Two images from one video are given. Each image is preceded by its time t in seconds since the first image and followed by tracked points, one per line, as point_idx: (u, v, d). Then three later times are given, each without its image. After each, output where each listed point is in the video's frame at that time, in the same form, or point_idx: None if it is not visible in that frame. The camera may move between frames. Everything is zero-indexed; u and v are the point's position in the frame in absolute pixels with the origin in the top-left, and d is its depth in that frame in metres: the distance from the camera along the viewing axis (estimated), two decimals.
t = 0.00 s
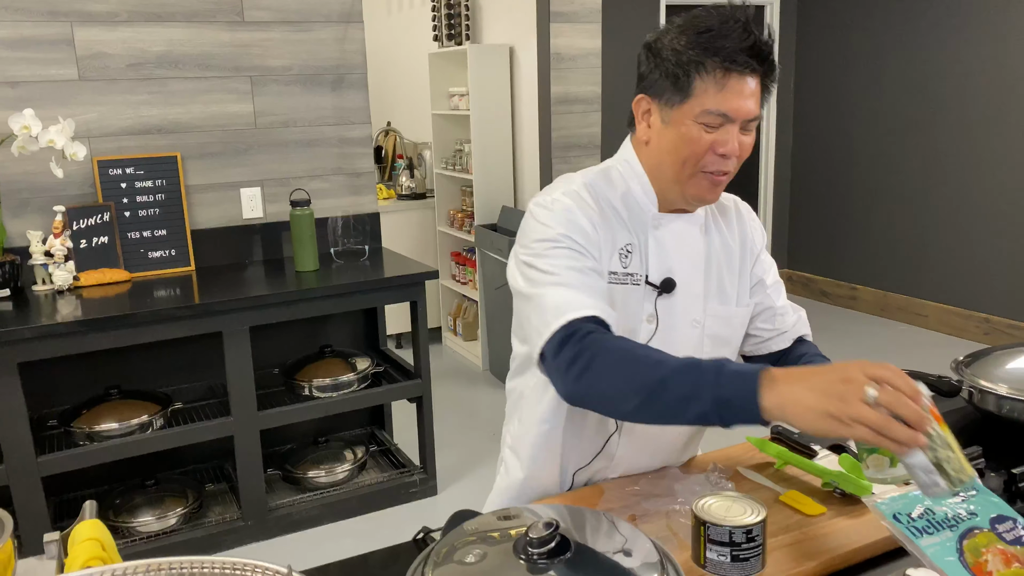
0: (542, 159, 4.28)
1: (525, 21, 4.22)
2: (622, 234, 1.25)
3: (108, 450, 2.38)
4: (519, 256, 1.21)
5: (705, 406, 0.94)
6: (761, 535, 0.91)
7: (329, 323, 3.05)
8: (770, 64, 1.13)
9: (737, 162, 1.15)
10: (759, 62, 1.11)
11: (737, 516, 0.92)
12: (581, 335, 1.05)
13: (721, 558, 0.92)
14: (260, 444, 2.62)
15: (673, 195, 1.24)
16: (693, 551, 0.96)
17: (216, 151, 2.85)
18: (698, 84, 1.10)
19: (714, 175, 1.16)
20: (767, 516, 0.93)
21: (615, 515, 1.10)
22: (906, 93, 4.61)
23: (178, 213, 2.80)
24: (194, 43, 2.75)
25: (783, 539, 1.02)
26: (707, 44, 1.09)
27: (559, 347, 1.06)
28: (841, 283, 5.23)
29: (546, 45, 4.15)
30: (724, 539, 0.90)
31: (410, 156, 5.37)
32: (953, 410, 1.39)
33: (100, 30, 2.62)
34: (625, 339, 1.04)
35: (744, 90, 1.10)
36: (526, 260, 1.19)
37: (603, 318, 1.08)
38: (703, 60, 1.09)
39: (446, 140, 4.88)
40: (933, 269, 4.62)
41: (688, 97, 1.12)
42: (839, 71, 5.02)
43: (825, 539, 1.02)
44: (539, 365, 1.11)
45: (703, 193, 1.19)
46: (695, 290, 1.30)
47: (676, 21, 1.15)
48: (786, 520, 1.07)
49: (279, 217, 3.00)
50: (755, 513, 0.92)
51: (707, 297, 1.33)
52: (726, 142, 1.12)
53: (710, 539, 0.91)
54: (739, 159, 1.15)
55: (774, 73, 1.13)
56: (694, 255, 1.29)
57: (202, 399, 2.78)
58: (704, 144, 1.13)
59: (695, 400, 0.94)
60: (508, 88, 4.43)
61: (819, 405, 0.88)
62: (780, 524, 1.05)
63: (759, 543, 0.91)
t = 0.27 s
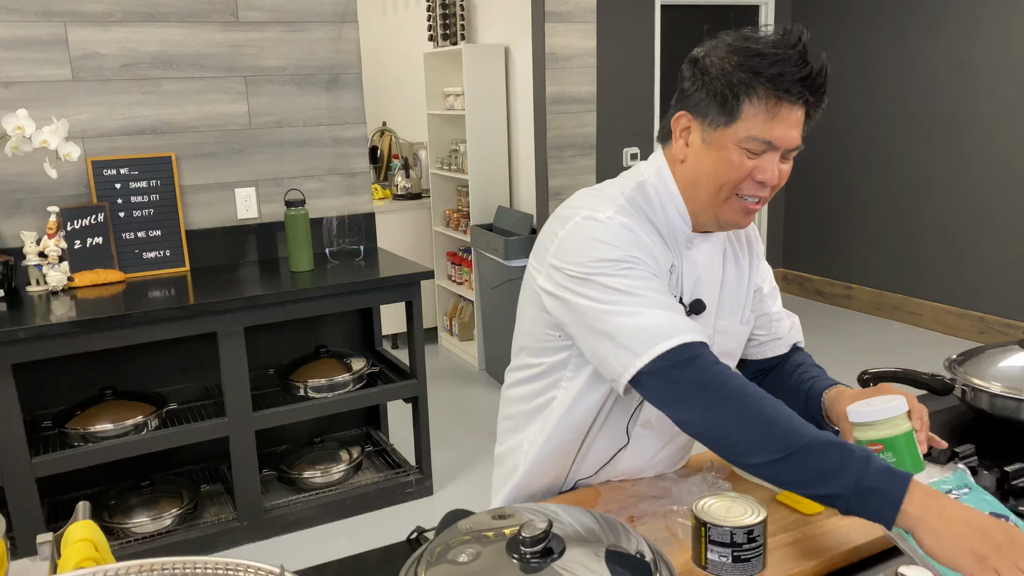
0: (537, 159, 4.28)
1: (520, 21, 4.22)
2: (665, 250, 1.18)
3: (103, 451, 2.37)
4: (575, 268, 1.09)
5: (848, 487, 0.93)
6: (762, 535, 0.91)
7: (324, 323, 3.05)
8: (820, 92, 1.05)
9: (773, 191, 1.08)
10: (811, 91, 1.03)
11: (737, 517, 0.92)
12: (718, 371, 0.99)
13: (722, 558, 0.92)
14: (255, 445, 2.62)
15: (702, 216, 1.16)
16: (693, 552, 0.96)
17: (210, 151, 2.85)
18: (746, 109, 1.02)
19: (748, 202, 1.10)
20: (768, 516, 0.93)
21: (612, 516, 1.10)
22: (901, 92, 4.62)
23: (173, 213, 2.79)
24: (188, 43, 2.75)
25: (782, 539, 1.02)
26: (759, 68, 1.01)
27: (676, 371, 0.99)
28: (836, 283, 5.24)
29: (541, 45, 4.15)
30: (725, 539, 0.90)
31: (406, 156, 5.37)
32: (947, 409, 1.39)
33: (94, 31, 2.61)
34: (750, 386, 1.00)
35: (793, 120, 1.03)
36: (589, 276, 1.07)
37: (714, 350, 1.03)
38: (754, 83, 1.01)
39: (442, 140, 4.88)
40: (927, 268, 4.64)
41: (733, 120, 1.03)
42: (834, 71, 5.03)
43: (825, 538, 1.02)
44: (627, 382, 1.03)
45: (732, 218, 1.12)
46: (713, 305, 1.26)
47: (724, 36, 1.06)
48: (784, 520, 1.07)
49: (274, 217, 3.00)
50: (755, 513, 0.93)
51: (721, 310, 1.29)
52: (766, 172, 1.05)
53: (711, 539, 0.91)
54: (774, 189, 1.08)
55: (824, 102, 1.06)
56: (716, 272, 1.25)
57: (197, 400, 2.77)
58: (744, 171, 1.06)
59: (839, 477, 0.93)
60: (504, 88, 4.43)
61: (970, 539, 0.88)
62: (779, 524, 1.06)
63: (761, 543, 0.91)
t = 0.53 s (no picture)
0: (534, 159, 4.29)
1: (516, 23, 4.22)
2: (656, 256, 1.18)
3: (99, 453, 2.37)
4: (564, 271, 1.09)
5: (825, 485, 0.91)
6: (760, 536, 0.91)
7: (321, 324, 3.04)
8: (814, 95, 1.06)
9: (767, 194, 1.08)
10: (804, 94, 1.04)
11: (734, 518, 0.92)
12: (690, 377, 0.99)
13: (720, 560, 0.92)
14: (252, 446, 2.62)
15: (696, 220, 1.16)
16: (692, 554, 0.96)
17: (207, 152, 2.84)
18: (740, 111, 1.02)
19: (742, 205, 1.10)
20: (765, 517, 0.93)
21: (610, 518, 1.10)
22: (897, 93, 4.63)
23: (170, 214, 2.79)
24: (185, 44, 2.75)
25: (780, 540, 1.02)
26: (753, 71, 1.01)
27: (656, 377, 1.00)
28: (833, 283, 5.25)
29: (538, 46, 4.16)
30: (723, 541, 0.91)
31: (403, 157, 5.37)
32: (944, 409, 1.39)
33: (90, 32, 2.61)
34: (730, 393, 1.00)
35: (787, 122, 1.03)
36: (575, 280, 1.08)
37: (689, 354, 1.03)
38: (748, 87, 1.01)
39: (439, 141, 4.88)
40: (924, 269, 4.65)
41: (727, 122, 1.03)
42: (831, 72, 5.04)
43: (822, 539, 1.02)
44: (604, 388, 1.04)
45: (727, 222, 1.12)
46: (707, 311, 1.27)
47: (719, 40, 1.06)
48: (781, 521, 1.07)
49: (270, 218, 2.99)
50: (752, 514, 0.93)
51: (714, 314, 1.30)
52: (761, 174, 1.05)
53: (708, 541, 0.92)
54: (768, 191, 1.08)
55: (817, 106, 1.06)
56: (710, 275, 1.25)
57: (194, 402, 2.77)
58: (739, 173, 1.06)
59: (812, 475, 0.92)
60: (500, 89, 4.43)
61: (938, 531, 0.85)
62: (777, 525, 1.06)
63: (758, 545, 0.92)
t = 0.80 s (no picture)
0: (533, 160, 4.29)
1: (515, 23, 4.22)
2: (619, 250, 1.19)
3: (97, 454, 2.36)
4: (518, 268, 1.15)
5: (715, 489, 0.92)
6: (761, 537, 0.92)
7: (320, 325, 3.04)
8: (776, 74, 1.06)
9: (737, 174, 1.08)
10: (765, 72, 1.04)
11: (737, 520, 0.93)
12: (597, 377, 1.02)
13: (722, 562, 0.92)
14: (251, 447, 2.61)
15: (670, 207, 1.17)
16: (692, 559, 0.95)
17: (206, 153, 2.84)
18: (698, 91, 1.03)
19: (714, 187, 1.09)
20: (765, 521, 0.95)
21: (610, 520, 1.10)
22: (895, 94, 4.64)
23: (168, 215, 2.78)
24: (183, 45, 2.74)
25: (782, 542, 1.02)
26: (710, 47, 1.02)
27: (569, 382, 1.03)
28: (831, 284, 5.26)
29: (536, 47, 4.16)
30: (726, 542, 0.91)
31: (401, 157, 5.37)
32: (944, 410, 1.39)
33: (88, 32, 2.60)
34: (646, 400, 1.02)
35: (750, 97, 1.04)
36: (523, 278, 1.13)
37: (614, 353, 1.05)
38: (703, 65, 1.02)
39: (437, 142, 4.88)
40: (922, 269, 4.65)
41: (687, 103, 1.05)
42: (829, 72, 5.05)
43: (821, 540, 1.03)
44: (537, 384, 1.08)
45: (699, 206, 1.12)
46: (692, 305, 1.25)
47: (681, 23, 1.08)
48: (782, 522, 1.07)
49: (269, 219, 2.99)
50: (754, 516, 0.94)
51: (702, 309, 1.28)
52: (727, 153, 1.05)
53: (711, 543, 0.92)
54: (740, 171, 1.08)
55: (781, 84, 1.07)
56: (692, 267, 1.24)
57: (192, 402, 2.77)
58: (704, 153, 1.06)
59: (706, 478, 0.93)
60: (499, 90, 4.43)
61: (826, 516, 0.88)
62: (777, 527, 1.05)
63: (760, 546, 0.92)
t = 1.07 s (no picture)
0: (533, 161, 4.29)
1: (515, 25, 4.22)
2: (586, 239, 1.29)
3: (96, 455, 2.36)
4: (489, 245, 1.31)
5: (567, 406, 0.97)
6: (763, 540, 0.91)
7: (319, 327, 3.04)
8: (746, 54, 1.13)
9: (706, 150, 1.14)
10: (732, 52, 1.11)
11: (737, 523, 0.92)
12: (478, 345, 1.10)
13: (723, 564, 0.91)
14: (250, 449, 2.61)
15: (645, 186, 1.23)
16: (693, 557, 0.96)
17: (205, 154, 2.84)
18: (665, 67, 1.12)
19: (683, 164, 1.15)
20: (768, 521, 0.93)
21: (610, 522, 1.10)
22: (894, 96, 4.65)
23: (168, 216, 2.78)
24: (183, 46, 2.74)
25: (782, 544, 1.02)
26: (678, 28, 1.12)
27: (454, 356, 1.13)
28: (831, 286, 5.26)
29: (536, 48, 4.16)
30: (726, 545, 0.90)
31: (401, 159, 5.37)
32: (943, 412, 1.39)
33: (88, 33, 2.60)
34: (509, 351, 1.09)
35: (718, 73, 1.11)
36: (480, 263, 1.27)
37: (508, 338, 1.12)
38: (670, 44, 1.12)
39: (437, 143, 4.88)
40: (922, 271, 4.65)
41: (656, 80, 1.14)
42: (827, 74, 5.06)
43: (823, 542, 1.02)
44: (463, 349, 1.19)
45: (669, 183, 1.17)
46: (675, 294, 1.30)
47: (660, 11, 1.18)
48: (784, 524, 1.07)
49: (268, 220, 2.99)
50: (755, 519, 0.93)
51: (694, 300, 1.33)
52: (690, 126, 1.12)
53: (711, 545, 0.91)
54: (709, 148, 1.14)
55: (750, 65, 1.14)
56: (674, 258, 1.30)
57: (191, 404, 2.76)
58: (669, 127, 1.13)
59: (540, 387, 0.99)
60: (498, 92, 4.43)
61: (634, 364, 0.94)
62: (778, 528, 1.06)
63: (762, 549, 0.91)
